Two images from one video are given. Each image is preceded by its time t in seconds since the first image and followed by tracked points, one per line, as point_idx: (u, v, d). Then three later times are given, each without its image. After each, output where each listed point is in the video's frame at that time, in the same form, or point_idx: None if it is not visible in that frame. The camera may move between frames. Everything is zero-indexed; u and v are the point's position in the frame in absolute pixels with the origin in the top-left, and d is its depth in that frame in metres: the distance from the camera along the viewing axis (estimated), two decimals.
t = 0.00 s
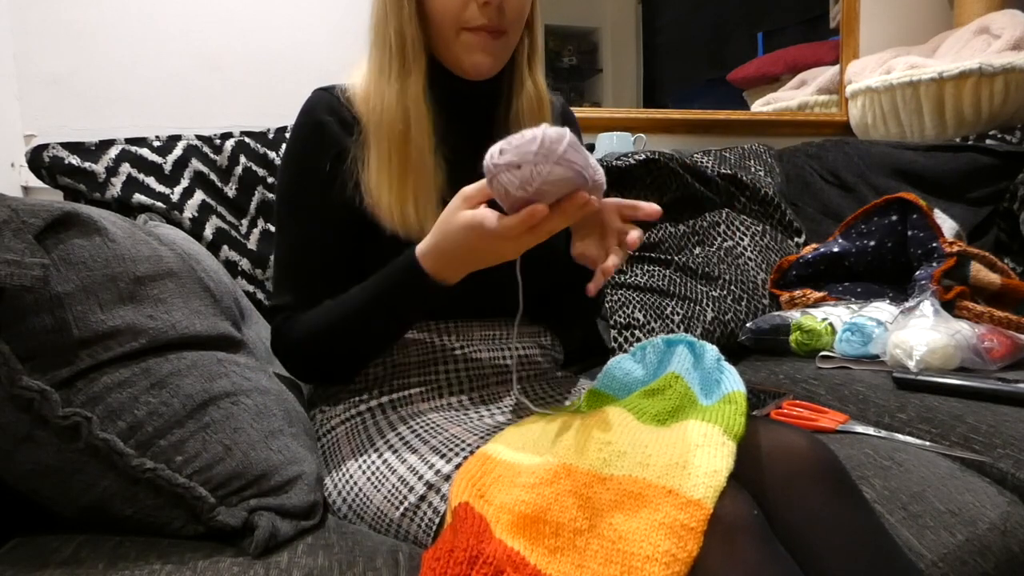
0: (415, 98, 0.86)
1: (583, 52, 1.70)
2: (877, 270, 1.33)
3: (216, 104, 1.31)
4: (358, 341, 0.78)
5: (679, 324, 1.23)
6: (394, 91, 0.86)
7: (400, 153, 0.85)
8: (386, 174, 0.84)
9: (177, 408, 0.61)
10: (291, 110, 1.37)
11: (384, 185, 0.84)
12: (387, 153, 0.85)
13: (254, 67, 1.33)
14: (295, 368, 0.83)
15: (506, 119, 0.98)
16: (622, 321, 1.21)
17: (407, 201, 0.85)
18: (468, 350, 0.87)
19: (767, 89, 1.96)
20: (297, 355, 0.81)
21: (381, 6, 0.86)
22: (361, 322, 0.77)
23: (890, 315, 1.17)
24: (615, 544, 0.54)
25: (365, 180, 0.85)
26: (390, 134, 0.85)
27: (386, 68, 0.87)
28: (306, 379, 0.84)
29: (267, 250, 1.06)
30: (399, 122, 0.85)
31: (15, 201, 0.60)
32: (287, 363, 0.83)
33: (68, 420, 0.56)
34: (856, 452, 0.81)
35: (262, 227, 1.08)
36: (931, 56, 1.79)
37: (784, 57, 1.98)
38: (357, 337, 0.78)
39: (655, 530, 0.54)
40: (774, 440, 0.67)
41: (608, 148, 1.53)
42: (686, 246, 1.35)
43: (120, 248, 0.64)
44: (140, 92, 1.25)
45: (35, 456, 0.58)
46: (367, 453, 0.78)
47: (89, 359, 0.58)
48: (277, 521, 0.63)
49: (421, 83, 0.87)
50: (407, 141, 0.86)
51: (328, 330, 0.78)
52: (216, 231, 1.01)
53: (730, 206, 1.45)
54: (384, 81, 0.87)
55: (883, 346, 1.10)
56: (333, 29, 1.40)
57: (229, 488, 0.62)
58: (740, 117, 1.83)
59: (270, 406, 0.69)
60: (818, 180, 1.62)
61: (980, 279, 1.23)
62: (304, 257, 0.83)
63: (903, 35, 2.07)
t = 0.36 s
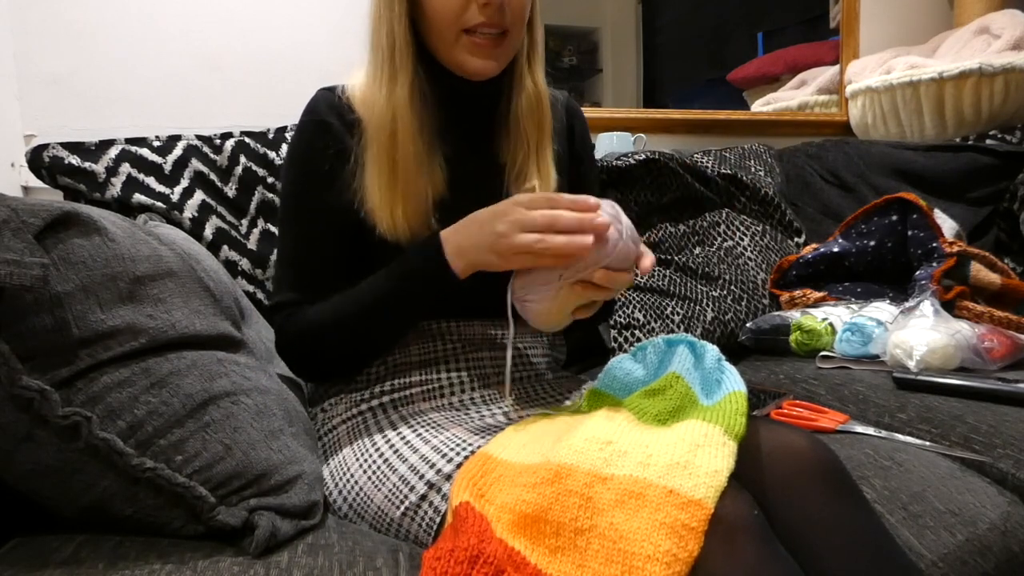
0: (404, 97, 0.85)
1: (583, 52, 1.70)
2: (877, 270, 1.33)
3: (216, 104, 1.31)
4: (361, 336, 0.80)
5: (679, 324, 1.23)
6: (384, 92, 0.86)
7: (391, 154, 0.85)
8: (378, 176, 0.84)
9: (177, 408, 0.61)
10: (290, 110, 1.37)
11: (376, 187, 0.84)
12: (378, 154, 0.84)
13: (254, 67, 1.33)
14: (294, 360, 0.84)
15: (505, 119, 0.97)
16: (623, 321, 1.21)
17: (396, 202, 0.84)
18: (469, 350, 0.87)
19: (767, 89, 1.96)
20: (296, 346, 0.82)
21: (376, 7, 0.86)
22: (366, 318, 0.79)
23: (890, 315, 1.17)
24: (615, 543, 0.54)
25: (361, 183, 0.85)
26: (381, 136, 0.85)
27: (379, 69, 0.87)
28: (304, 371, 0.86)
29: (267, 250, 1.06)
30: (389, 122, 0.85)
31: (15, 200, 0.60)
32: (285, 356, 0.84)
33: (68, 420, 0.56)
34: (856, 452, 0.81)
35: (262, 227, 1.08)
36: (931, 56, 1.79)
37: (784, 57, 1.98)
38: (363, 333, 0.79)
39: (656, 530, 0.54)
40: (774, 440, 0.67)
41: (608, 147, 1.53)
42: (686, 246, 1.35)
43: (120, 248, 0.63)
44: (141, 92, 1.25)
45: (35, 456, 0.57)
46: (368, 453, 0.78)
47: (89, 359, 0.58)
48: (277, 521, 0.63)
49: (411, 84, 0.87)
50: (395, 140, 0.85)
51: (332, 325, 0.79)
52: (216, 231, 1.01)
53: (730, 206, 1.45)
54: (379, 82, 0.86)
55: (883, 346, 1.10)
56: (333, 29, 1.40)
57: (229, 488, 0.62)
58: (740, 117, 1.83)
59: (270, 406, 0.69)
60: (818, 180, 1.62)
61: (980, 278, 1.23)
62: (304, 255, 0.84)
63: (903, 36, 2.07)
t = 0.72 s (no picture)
0: (428, 103, 0.86)
1: (582, 52, 1.70)
2: (877, 270, 1.33)
3: (216, 105, 1.31)
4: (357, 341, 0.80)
5: (679, 324, 1.23)
6: (405, 97, 0.86)
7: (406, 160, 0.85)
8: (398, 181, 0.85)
9: (177, 408, 0.61)
10: (290, 110, 1.37)
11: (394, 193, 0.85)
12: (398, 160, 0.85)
13: (254, 67, 1.33)
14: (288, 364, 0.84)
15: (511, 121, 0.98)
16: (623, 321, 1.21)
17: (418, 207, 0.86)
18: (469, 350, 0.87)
19: (767, 89, 1.96)
20: (285, 348, 0.82)
21: (394, 6, 0.85)
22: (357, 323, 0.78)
23: (890, 315, 1.17)
24: (615, 543, 0.54)
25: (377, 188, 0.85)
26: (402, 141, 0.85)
27: (398, 71, 0.86)
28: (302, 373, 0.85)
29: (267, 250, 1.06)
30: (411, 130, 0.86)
31: (15, 200, 0.60)
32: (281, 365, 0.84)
33: (67, 420, 0.56)
34: (856, 452, 0.81)
35: (262, 227, 1.07)
36: (931, 56, 1.79)
37: (784, 57, 1.98)
38: (354, 335, 0.79)
39: (656, 530, 0.54)
40: (774, 440, 0.67)
41: (608, 147, 1.53)
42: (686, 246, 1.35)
43: (120, 248, 0.64)
44: (141, 92, 1.25)
45: (35, 456, 0.57)
46: (368, 453, 0.78)
47: (89, 359, 0.58)
48: (277, 521, 0.63)
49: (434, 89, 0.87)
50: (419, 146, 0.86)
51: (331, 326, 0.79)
52: (216, 231, 1.01)
53: (730, 206, 1.45)
54: (400, 86, 0.86)
55: (883, 346, 1.10)
56: (334, 29, 1.40)
57: (229, 488, 0.62)
58: (740, 117, 1.83)
59: (270, 406, 0.69)
60: (818, 180, 1.62)
61: (980, 279, 1.23)
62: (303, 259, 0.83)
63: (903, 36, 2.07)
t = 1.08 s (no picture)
0: (428, 102, 0.85)
1: (582, 52, 1.70)
2: (877, 270, 1.33)
3: (216, 104, 1.31)
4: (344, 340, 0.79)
5: (679, 324, 1.23)
6: (404, 96, 0.85)
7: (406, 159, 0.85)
8: (397, 180, 0.85)
9: (177, 408, 0.61)
10: (290, 110, 1.37)
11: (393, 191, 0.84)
12: (396, 158, 0.85)
13: (254, 67, 1.33)
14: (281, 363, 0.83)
15: (513, 121, 0.97)
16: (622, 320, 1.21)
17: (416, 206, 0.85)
18: (469, 350, 0.87)
19: (767, 89, 1.96)
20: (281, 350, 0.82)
21: (394, 4, 0.84)
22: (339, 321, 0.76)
23: (890, 315, 1.17)
24: (615, 543, 0.54)
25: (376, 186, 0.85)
26: (401, 140, 0.85)
27: (398, 71, 0.86)
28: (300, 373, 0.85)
29: (267, 250, 1.06)
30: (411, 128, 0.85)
31: (15, 200, 0.60)
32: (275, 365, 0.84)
33: (67, 420, 0.56)
34: (856, 452, 0.81)
35: (262, 227, 1.07)
36: (931, 56, 1.79)
37: (784, 57, 1.98)
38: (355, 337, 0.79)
39: (656, 530, 0.54)
40: (773, 440, 0.67)
41: (608, 147, 1.53)
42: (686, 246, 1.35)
43: (120, 248, 0.64)
44: (141, 92, 1.25)
45: (35, 456, 0.57)
46: (368, 453, 0.78)
47: (89, 359, 0.58)
48: (277, 521, 0.63)
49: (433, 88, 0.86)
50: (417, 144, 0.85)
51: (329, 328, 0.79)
52: (216, 231, 1.01)
53: (730, 206, 1.45)
54: (400, 85, 0.86)
55: (883, 346, 1.10)
56: (334, 29, 1.40)
57: (229, 488, 0.62)
58: (740, 117, 1.83)
59: (270, 406, 0.69)
60: (818, 180, 1.62)
61: (980, 278, 1.23)
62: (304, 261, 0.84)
63: (903, 35, 2.07)
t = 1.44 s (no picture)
0: (429, 100, 0.86)
1: (582, 52, 1.70)
2: (877, 270, 1.33)
3: (216, 104, 1.31)
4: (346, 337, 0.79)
5: (679, 324, 1.22)
6: (406, 95, 0.85)
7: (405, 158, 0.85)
8: (399, 179, 0.85)
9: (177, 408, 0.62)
10: (290, 110, 1.37)
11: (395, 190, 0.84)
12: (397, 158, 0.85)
13: (254, 67, 1.33)
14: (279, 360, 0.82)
15: (514, 121, 0.97)
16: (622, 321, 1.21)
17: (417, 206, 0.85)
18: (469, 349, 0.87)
19: (767, 89, 1.96)
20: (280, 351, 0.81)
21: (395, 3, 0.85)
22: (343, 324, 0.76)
23: (890, 315, 1.17)
24: (615, 543, 0.54)
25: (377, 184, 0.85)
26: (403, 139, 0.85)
27: (400, 69, 0.86)
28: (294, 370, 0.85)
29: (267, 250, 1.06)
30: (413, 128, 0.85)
31: (15, 200, 0.60)
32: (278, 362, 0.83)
33: (67, 420, 0.56)
34: (856, 453, 0.81)
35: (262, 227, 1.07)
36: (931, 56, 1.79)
37: (784, 57, 1.98)
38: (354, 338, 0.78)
39: (656, 530, 0.54)
40: (773, 440, 0.67)
41: (608, 147, 1.53)
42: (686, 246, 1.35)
43: (120, 248, 0.64)
44: (141, 92, 1.25)
45: (35, 456, 0.57)
46: (368, 452, 0.78)
47: (89, 359, 0.58)
48: (278, 521, 0.63)
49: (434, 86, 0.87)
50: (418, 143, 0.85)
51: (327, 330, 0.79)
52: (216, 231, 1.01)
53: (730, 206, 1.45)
54: (401, 85, 0.86)
55: (883, 346, 1.10)
56: (334, 28, 1.40)
57: (229, 488, 0.62)
58: (740, 117, 1.83)
59: (269, 406, 0.70)
60: (818, 180, 1.62)
61: (980, 278, 1.23)
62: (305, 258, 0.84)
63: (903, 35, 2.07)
